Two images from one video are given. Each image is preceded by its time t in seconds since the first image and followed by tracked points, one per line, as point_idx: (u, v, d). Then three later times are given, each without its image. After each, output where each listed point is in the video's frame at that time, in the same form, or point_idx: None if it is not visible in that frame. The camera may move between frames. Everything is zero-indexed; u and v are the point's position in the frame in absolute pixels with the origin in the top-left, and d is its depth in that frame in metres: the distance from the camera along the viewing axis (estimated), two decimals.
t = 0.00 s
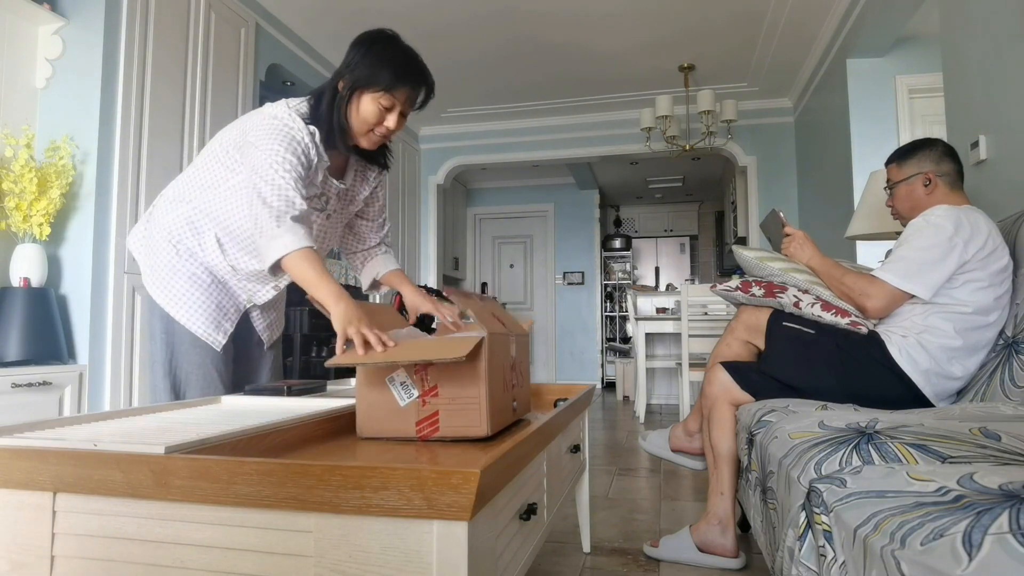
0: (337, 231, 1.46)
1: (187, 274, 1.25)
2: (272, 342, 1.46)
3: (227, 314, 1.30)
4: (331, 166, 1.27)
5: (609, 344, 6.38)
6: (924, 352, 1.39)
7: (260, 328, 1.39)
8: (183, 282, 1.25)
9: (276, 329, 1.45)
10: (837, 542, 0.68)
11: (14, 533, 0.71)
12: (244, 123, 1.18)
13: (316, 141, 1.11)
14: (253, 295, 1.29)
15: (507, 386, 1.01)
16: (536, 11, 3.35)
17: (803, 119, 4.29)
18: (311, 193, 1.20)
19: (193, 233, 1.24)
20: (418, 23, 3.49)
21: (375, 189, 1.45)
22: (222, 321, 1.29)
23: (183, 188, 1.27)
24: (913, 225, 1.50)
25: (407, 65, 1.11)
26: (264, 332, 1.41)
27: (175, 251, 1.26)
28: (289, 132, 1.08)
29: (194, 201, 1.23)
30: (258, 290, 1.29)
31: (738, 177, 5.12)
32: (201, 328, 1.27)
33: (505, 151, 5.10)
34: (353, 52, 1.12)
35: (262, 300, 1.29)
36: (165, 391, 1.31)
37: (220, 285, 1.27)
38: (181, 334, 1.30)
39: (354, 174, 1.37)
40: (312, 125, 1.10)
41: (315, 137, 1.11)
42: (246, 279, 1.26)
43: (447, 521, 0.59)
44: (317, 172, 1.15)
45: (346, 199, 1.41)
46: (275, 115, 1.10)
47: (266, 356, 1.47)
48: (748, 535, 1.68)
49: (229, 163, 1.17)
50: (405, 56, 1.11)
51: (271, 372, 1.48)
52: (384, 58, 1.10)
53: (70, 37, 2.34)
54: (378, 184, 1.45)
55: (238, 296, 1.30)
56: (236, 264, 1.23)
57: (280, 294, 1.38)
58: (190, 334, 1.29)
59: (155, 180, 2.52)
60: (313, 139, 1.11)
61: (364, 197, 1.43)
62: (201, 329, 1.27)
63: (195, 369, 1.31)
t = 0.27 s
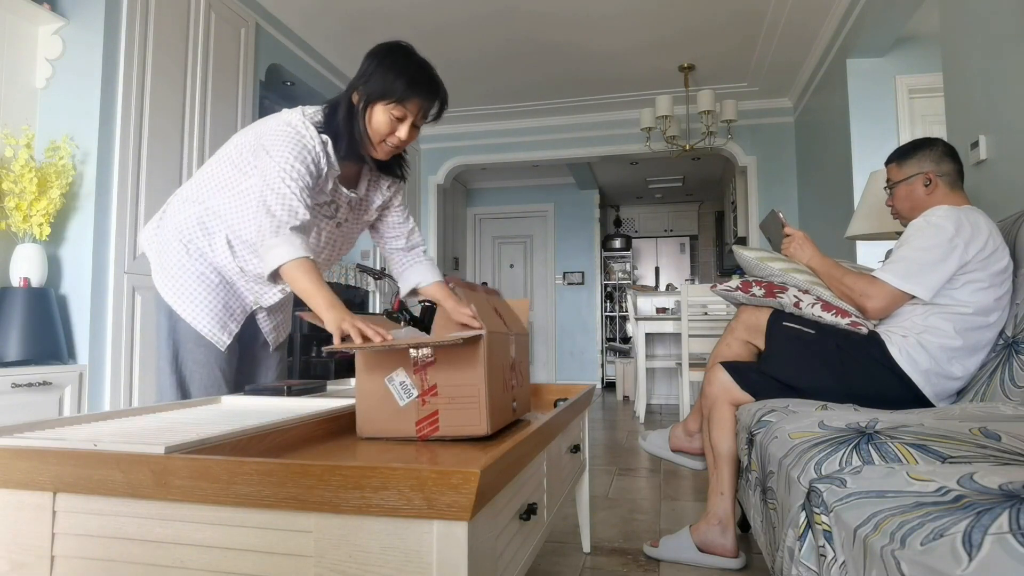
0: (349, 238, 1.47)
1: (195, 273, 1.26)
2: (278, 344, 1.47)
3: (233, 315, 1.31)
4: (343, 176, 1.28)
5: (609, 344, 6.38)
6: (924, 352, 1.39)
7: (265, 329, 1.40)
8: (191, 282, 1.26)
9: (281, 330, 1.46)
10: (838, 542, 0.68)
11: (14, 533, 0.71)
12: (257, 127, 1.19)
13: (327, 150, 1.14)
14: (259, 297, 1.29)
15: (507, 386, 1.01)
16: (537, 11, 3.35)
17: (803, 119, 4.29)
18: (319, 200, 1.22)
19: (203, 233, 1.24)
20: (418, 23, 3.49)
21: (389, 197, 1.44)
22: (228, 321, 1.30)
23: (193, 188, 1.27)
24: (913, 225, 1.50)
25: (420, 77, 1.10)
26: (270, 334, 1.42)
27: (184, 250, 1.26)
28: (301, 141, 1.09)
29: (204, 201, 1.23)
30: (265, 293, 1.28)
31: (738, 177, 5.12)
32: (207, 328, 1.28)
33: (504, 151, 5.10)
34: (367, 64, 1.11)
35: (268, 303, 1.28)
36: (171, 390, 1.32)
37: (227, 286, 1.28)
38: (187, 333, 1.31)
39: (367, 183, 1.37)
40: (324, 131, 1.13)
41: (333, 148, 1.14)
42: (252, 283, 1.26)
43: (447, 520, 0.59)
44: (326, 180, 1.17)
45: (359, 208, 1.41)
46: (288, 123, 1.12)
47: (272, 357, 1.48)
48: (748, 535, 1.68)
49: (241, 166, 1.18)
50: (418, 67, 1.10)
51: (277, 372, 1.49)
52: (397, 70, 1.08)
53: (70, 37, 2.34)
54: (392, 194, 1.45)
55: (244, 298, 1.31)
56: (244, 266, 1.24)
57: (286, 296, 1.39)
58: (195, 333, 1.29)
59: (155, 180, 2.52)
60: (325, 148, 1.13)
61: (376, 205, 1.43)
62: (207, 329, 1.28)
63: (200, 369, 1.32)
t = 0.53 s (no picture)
0: (358, 244, 1.47)
1: (205, 274, 1.27)
2: (287, 346, 1.47)
3: (241, 316, 1.33)
4: (353, 185, 1.29)
5: (609, 344, 6.38)
6: (924, 352, 1.39)
7: (276, 330, 1.41)
8: (201, 282, 1.28)
9: (292, 332, 1.46)
10: (838, 542, 0.68)
11: (14, 533, 0.70)
12: (267, 132, 1.19)
13: (332, 156, 1.14)
14: (267, 300, 1.31)
15: (507, 386, 1.01)
16: (537, 11, 3.34)
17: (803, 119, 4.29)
18: (324, 206, 1.23)
19: (213, 235, 1.25)
20: (418, 22, 3.49)
21: (400, 206, 1.44)
22: (236, 322, 1.32)
23: (205, 190, 1.28)
24: (913, 225, 1.50)
25: (427, 83, 1.11)
26: (280, 335, 1.43)
27: (195, 251, 1.27)
28: (308, 146, 1.10)
29: (215, 203, 1.25)
30: (274, 296, 1.30)
31: (738, 177, 5.12)
32: (215, 328, 1.29)
33: (504, 151, 5.10)
34: (375, 72, 1.12)
35: (276, 305, 1.31)
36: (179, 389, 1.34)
37: (236, 287, 1.30)
38: (194, 333, 1.32)
39: (377, 191, 1.37)
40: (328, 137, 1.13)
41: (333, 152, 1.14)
42: (262, 286, 1.28)
43: (446, 520, 0.59)
44: (330, 188, 1.18)
45: (369, 214, 1.42)
46: (297, 128, 1.13)
47: (279, 357, 1.48)
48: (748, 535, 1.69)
49: (250, 170, 1.19)
50: (425, 73, 1.11)
51: (284, 372, 1.49)
52: (403, 76, 1.09)
53: (70, 37, 2.34)
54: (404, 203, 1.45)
55: (253, 299, 1.32)
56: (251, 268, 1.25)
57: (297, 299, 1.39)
58: (203, 333, 1.31)
59: (156, 180, 2.52)
60: (331, 154, 1.14)
61: (386, 214, 1.43)
62: (215, 329, 1.29)
63: (206, 368, 1.33)
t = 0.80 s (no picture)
0: (369, 251, 1.47)
1: (215, 274, 1.29)
2: (296, 349, 1.47)
3: (248, 319, 1.34)
4: (366, 193, 1.30)
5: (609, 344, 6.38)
6: (924, 352, 1.39)
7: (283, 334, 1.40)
8: (211, 283, 1.29)
9: (299, 335, 1.45)
10: (838, 542, 0.68)
11: (14, 533, 0.70)
12: (281, 138, 1.21)
13: (344, 166, 1.16)
14: (274, 304, 1.32)
15: (508, 386, 1.01)
16: (537, 11, 3.34)
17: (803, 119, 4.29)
18: (334, 214, 1.24)
19: (224, 237, 1.27)
20: (418, 22, 3.49)
21: (413, 215, 1.45)
22: (243, 324, 1.33)
23: (219, 192, 1.30)
24: (913, 225, 1.50)
25: (435, 90, 1.10)
26: (287, 338, 1.42)
27: (207, 252, 1.29)
28: (320, 155, 1.12)
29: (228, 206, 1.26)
30: (281, 299, 1.29)
31: (738, 177, 5.12)
32: (222, 329, 1.31)
33: (504, 151, 5.10)
34: (384, 81, 1.12)
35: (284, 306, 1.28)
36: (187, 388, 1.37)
37: (245, 290, 1.31)
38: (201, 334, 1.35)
39: (390, 200, 1.37)
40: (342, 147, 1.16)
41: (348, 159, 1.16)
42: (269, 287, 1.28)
43: (446, 521, 0.59)
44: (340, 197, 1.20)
45: (382, 222, 1.42)
46: (310, 137, 1.14)
47: (286, 358, 1.49)
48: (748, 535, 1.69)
49: (263, 175, 1.20)
50: (433, 80, 1.10)
51: (288, 372, 1.51)
52: (411, 84, 1.09)
53: (70, 37, 2.34)
54: (416, 211, 1.46)
55: (261, 302, 1.34)
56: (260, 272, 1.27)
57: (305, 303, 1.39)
58: (209, 331, 1.33)
59: (155, 180, 2.52)
60: (342, 163, 1.15)
61: (398, 222, 1.44)
62: (222, 330, 1.31)
63: (213, 366, 1.37)
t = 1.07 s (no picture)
0: (374, 258, 1.48)
1: (222, 270, 1.29)
2: (298, 349, 1.49)
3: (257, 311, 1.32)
4: (373, 201, 1.30)
5: (609, 344, 6.37)
6: (924, 352, 1.39)
7: (286, 333, 1.42)
8: (219, 279, 1.29)
9: (301, 336, 1.47)
10: (837, 542, 0.68)
11: (14, 533, 0.70)
12: (290, 143, 1.21)
13: (351, 173, 1.16)
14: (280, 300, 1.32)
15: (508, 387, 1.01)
16: (537, 11, 3.34)
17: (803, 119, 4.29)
18: (340, 221, 1.25)
19: (232, 234, 1.27)
20: (418, 22, 3.49)
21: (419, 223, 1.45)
22: (253, 313, 1.31)
23: (228, 190, 1.30)
24: (913, 226, 1.50)
25: (444, 101, 1.10)
26: (290, 338, 1.44)
27: (214, 249, 1.29)
28: (329, 161, 1.12)
29: (237, 204, 1.26)
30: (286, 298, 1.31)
31: (738, 177, 5.12)
32: (232, 322, 1.30)
33: (504, 151, 5.10)
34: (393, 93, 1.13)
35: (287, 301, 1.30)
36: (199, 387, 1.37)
37: (252, 287, 1.31)
38: (210, 330, 1.35)
39: (395, 207, 1.38)
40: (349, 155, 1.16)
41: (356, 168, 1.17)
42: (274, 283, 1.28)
43: (446, 521, 0.59)
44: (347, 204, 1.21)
45: (388, 227, 1.43)
46: (320, 142, 1.14)
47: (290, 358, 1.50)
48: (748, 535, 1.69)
49: (272, 176, 1.20)
50: (442, 91, 1.10)
51: (293, 371, 1.51)
52: (420, 95, 1.09)
53: (70, 37, 2.34)
54: (423, 218, 1.46)
55: (269, 299, 1.33)
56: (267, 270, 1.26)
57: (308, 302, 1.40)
58: (218, 322, 1.32)
59: (155, 180, 2.52)
60: (349, 171, 1.16)
61: (404, 229, 1.44)
62: (231, 322, 1.30)
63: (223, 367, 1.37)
